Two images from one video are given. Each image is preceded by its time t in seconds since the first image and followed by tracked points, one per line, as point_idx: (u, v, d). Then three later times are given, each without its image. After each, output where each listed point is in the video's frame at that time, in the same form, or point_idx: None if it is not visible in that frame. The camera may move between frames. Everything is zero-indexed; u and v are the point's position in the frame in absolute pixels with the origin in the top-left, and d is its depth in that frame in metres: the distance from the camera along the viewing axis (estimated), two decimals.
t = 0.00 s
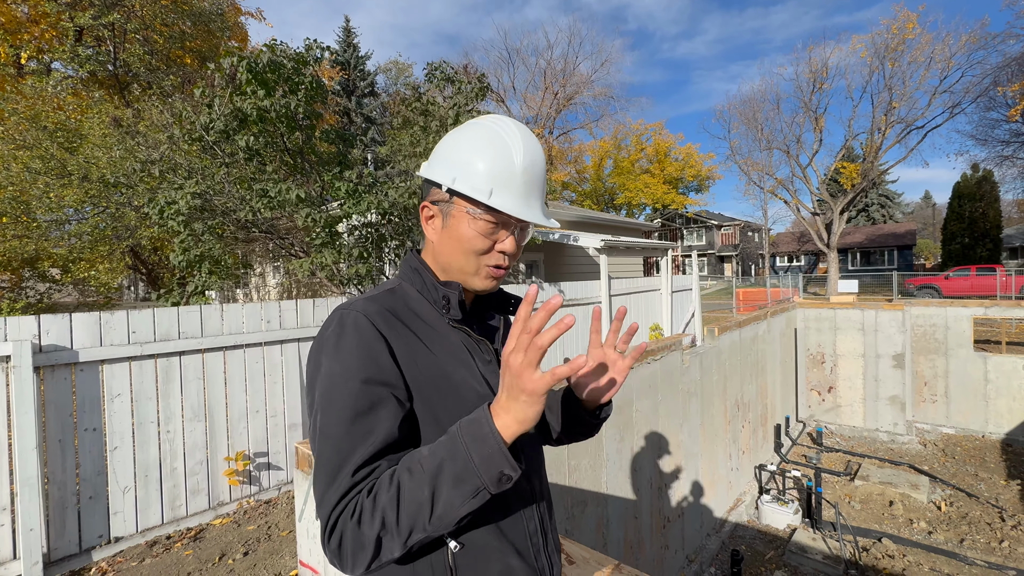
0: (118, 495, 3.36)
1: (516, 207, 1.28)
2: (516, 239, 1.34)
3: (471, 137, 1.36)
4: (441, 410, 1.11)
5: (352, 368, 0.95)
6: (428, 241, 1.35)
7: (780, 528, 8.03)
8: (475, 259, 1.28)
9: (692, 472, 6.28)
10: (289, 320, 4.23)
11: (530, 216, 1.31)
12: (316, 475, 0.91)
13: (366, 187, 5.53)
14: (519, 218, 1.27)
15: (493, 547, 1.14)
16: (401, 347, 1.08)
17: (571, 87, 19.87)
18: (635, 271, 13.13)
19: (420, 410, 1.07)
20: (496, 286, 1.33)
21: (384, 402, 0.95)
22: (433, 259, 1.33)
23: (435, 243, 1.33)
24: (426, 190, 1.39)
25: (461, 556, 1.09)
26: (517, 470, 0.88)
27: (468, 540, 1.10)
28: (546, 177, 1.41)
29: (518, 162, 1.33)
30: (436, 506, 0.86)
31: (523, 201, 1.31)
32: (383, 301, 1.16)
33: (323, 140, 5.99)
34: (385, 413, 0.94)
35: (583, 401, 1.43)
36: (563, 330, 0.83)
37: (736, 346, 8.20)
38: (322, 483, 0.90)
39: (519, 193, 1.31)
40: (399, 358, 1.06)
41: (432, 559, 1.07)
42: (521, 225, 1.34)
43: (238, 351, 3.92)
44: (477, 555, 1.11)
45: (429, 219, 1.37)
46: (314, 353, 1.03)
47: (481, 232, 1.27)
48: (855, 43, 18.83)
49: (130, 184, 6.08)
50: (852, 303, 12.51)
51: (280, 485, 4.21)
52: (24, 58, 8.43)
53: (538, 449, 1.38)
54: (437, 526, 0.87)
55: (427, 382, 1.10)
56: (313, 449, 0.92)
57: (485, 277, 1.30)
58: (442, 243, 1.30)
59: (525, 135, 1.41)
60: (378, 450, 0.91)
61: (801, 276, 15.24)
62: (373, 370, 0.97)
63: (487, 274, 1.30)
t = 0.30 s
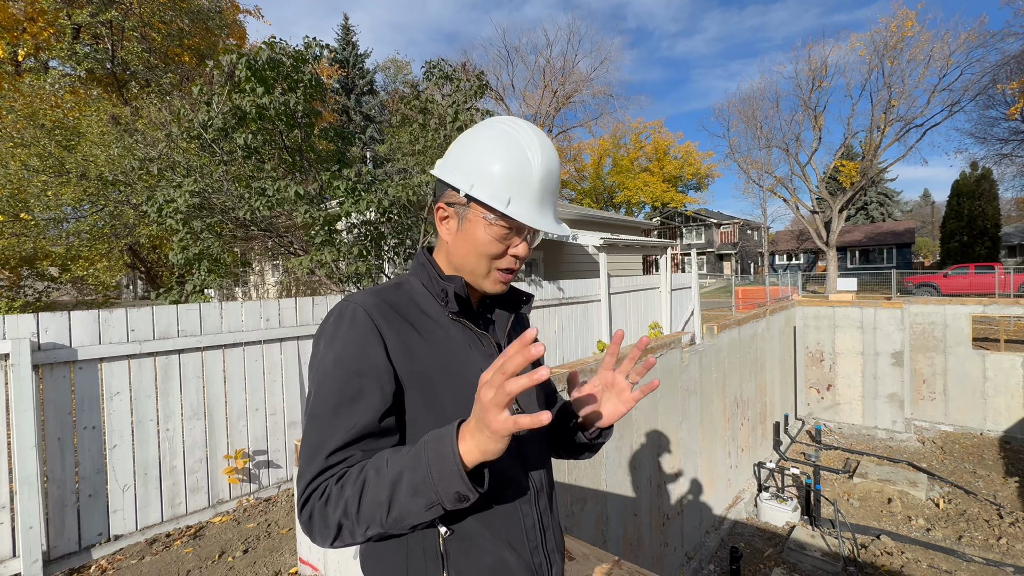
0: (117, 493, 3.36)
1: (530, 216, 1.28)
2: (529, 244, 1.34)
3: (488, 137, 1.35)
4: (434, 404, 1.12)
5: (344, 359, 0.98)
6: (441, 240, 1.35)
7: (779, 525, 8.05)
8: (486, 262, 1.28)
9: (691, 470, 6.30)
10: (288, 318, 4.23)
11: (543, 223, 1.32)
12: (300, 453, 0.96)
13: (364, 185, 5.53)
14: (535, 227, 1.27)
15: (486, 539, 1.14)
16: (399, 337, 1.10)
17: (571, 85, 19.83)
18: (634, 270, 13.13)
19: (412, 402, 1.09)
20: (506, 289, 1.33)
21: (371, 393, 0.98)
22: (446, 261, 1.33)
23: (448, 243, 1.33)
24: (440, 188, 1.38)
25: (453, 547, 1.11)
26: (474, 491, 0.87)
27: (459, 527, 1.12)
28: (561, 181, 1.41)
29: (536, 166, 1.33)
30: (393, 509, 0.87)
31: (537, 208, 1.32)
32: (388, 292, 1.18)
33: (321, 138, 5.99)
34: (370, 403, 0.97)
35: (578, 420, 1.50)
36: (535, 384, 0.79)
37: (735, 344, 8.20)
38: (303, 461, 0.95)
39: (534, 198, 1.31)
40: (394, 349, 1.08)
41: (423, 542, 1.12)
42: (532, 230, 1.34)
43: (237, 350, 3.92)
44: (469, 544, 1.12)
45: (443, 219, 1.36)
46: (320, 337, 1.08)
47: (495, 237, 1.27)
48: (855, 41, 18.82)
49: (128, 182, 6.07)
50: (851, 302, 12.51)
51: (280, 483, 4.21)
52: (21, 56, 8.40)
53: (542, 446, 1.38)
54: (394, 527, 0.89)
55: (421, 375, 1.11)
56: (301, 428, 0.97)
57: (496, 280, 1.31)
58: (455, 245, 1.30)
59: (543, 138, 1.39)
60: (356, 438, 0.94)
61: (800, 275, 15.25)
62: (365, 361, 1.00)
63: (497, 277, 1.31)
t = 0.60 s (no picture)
0: (117, 493, 3.36)
1: (560, 226, 1.39)
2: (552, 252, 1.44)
3: (523, 149, 1.44)
4: (442, 403, 1.16)
5: (362, 351, 1.03)
6: (468, 242, 1.40)
7: (778, 523, 8.07)
8: (513, 266, 1.35)
9: (690, 468, 6.32)
10: (287, 317, 4.22)
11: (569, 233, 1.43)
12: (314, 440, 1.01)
13: (363, 184, 5.52)
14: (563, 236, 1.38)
15: (475, 539, 1.17)
16: (416, 333, 1.14)
17: (569, 83, 19.81)
18: (634, 269, 13.14)
19: (421, 398, 1.13)
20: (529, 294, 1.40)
21: (383, 388, 1.02)
22: (472, 264, 1.39)
23: (474, 247, 1.39)
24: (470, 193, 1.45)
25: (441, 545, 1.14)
26: None
27: (450, 524, 1.15)
28: (588, 196, 1.52)
29: (568, 180, 1.44)
30: None
31: (565, 218, 1.42)
32: (406, 286, 1.22)
33: (320, 137, 5.99)
34: (380, 398, 1.02)
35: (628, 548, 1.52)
36: None
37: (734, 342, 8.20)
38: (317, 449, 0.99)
39: (564, 211, 1.42)
40: (410, 346, 1.12)
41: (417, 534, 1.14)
42: (558, 239, 1.45)
43: (236, 349, 3.92)
44: (458, 541, 1.16)
45: (471, 223, 1.41)
46: (337, 321, 1.12)
47: (524, 243, 1.36)
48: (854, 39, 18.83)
49: (126, 182, 6.06)
50: (850, 300, 12.51)
51: (280, 482, 4.22)
52: (19, 56, 8.40)
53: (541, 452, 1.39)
54: None
55: (433, 373, 1.15)
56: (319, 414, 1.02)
57: (520, 285, 1.38)
58: (482, 249, 1.37)
59: (575, 154, 1.50)
60: (368, 437, 0.98)
61: (799, 273, 15.27)
62: (380, 357, 1.05)
63: (521, 281, 1.38)
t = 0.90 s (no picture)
0: (119, 493, 3.37)
1: (619, 241, 1.40)
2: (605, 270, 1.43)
3: (590, 166, 1.48)
4: (458, 397, 1.17)
5: (397, 329, 1.06)
6: (523, 251, 1.40)
7: (779, 520, 8.09)
8: (567, 279, 1.34)
9: (691, 466, 6.33)
10: (287, 316, 4.22)
11: (627, 252, 1.44)
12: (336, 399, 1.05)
13: (363, 183, 5.51)
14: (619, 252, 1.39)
15: (455, 535, 1.19)
16: (452, 323, 1.16)
17: (569, 81, 19.78)
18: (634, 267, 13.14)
19: (441, 389, 1.15)
20: (578, 309, 1.39)
21: (407, 370, 1.05)
22: (525, 272, 1.38)
23: (528, 255, 1.39)
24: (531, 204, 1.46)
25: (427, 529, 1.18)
26: None
27: (435, 514, 1.18)
28: (648, 219, 1.54)
29: (630, 201, 1.47)
30: None
31: (624, 236, 1.44)
32: (452, 275, 1.24)
33: (319, 136, 5.98)
34: (402, 378, 1.04)
35: None
36: None
37: (735, 340, 8.21)
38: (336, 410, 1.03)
39: (623, 228, 1.42)
40: (441, 333, 1.14)
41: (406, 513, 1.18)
42: (614, 256, 1.45)
43: (237, 349, 3.91)
44: (440, 532, 1.19)
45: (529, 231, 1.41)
46: (383, 291, 1.15)
47: (580, 257, 1.35)
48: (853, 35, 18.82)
49: (126, 182, 6.05)
50: (850, 297, 12.52)
51: (281, 481, 4.23)
52: (17, 56, 8.39)
53: (546, 469, 1.38)
54: None
55: (457, 365, 1.16)
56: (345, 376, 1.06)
57: (570, 299, 1.37)
58: (537, 257, 1.36)
59: (641, 178, 1.53)
60: (381, 415, 1.01)
61: (799, 270, 15.27)
62: (411, 338, 1.07)
63: (572, 296, 1.37)
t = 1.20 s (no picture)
0: (119, 493, 3.37)
1: (637, 245, 1.38)
2: (624, 277, 1.40)
3: (614, 172, 1.49)
4: (456, 396, 1.16)
5: (402, 321, 1.07)
6: (540, 253, 1.40)
7: (778, 517, 8.10)
8: (580, 282, 1.32)
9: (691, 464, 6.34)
10: (286, 316, 4.22)
11: (646, 258, 1.40)
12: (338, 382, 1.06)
13: (361, 183, 5.49)
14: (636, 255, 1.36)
15: (437, 533, 1.21)
16: (457, 320, 1.16)
17: (567, 79, 19.76)
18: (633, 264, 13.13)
19: (440, 387, 1.15)
20: (591, 316, 1.35)
21: (408, 362, 1.05)
22: (541, 274, 1.38)
23: (544, 257, 1.38)
24: (551, 209, 1.47)
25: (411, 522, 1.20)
26: None
27: (420, 509, 1.20)
28: (672, 228, 1.52)
29: (652, 207, 1.46)
30: None
31: (643, 243, 1.41)
32: (464, 273, 1.24)
33: (317, 135, 5.97)
34: (403, 370, 1.05)
35: None
36: None
37: (734, 338, 8.22)
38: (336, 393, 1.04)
39: (641, 232, 1.41)
40: (444, 329, 1.14)
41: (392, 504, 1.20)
42: (632, 264, 1.41)
43: (236, 349, 3.91)
44: (423, 527, 1.20)
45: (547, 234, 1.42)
46: (395, 282, 1.16)
47: (595, 260, 1.33)
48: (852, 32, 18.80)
49: (123, 182, 6.05)
50: (849, 294, 12.53)
51: (281, 481, 4.24)
52: (15, 57, 8.39)
53: (537, 478, 1.38)
54: None
55: (457, 364, 1.16)
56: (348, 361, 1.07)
57: (583, 304, 1.33)
58: (552, 258, 1.36)
59: (664, 186, 1.54)
60: (378, 405, 1.01)
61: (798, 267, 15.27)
62: (415, 330, 1.08)
63: (585, 301, 1.33)
